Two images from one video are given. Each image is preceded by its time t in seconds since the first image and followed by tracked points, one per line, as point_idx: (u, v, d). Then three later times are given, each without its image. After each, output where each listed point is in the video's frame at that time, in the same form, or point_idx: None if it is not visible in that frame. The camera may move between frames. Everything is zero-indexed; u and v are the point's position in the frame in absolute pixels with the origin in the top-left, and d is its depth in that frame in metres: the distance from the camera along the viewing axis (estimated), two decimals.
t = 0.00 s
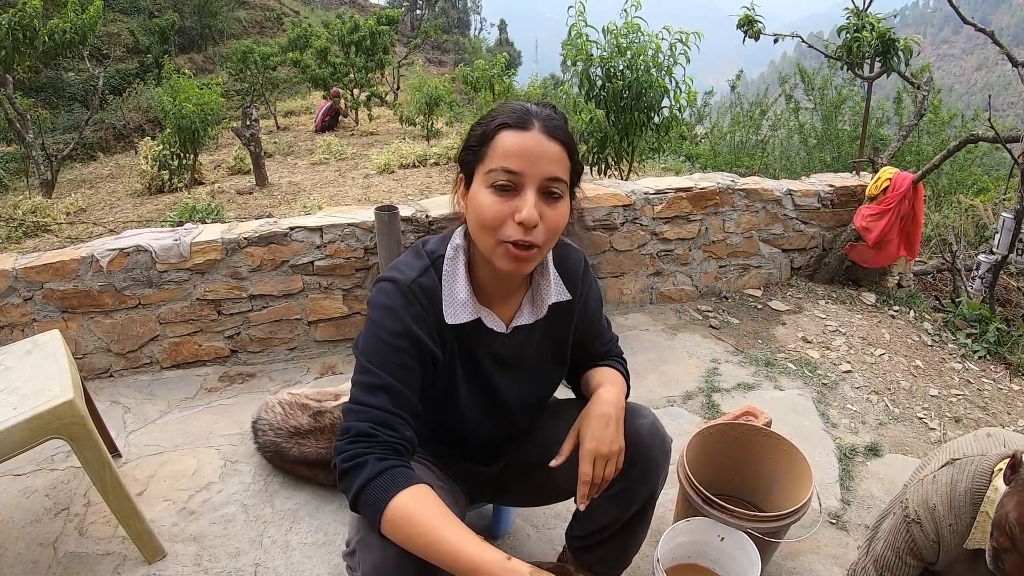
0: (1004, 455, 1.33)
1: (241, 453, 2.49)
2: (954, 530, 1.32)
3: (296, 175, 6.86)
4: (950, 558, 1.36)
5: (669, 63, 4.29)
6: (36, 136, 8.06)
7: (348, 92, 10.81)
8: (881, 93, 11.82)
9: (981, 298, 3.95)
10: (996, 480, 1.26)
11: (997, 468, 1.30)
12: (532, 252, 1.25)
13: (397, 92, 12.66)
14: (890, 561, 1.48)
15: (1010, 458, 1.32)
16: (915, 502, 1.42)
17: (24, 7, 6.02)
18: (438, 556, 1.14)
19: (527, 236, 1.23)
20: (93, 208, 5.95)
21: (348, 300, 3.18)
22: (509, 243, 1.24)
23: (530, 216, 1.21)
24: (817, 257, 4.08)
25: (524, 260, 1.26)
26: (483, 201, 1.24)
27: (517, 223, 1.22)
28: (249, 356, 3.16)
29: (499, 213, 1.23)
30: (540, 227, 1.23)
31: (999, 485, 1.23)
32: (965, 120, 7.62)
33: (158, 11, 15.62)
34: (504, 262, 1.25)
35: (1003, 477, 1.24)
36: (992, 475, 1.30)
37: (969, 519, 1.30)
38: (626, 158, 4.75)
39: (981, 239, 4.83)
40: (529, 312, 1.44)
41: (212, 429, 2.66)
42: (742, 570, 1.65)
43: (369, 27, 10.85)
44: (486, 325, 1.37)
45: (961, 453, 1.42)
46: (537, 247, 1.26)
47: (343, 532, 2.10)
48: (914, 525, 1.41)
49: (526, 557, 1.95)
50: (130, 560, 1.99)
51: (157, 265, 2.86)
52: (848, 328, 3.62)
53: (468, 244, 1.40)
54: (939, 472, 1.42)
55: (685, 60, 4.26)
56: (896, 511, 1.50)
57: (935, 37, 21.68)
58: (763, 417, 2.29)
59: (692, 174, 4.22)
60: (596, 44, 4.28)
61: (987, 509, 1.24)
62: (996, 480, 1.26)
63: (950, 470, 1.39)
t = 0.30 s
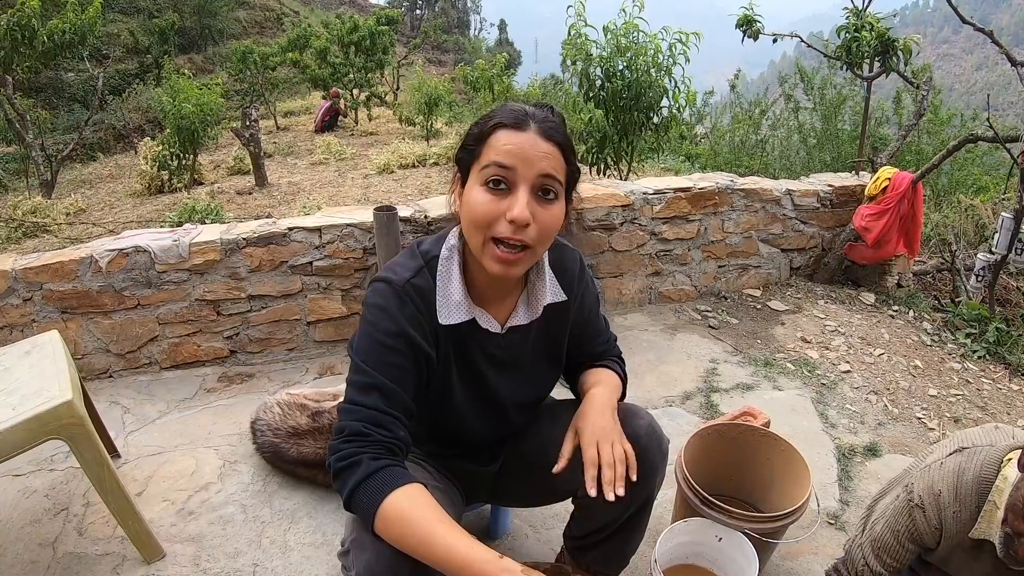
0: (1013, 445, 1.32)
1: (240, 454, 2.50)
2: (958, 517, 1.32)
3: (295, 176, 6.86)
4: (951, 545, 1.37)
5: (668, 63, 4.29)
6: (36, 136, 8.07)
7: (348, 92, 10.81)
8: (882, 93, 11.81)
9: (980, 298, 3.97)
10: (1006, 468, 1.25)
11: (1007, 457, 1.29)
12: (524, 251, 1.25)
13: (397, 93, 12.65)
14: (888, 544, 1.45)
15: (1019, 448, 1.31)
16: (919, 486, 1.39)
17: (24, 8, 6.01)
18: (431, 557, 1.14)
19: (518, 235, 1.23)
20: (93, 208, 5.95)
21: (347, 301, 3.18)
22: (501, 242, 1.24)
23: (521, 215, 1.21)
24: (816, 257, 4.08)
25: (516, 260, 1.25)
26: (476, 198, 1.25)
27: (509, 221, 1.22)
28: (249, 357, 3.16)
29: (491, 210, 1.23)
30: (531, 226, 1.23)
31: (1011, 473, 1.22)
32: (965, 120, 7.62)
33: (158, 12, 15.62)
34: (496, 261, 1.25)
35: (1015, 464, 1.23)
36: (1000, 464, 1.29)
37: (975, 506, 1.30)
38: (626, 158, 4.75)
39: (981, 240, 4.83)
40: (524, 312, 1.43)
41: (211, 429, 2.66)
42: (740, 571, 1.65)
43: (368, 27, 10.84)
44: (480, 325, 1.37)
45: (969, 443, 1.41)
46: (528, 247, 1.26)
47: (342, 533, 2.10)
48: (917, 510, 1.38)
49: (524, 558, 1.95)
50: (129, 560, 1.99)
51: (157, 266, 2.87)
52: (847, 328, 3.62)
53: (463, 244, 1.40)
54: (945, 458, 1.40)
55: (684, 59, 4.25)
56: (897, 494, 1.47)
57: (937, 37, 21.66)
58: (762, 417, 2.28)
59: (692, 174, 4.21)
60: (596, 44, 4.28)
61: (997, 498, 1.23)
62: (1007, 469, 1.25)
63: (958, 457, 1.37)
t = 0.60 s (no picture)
0: (1013, 452, 1.32)
1: (238, 456, 2.51)
2: (956, 524, 1.32)
3: (294, 177, 6.86)
4: (946, 551, 1.37)
5: (666, 65, 4.29)
6: (35, 138, 8.08)
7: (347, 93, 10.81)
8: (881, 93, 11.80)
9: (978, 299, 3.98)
10: (1007, 477, 1.25)
11: (1006, 465, 1.29)
12: (506, 260, 1.26)
13: (396, 93, 12.66)
14: (882, 544, 1.47)
15: (1019, 455, 1.31)
16: (916, 491, 1.40)
17: (22, 10, 6.01)
18: (422, 560, 1.15)
19: (498, 245, 1.24)
20: (92, 210, 5.96)
21: (344, 303, 3.19)
22: (482, 253, 1.26)
23: (498, 226, 1.22)
24: (814, 258, 4.08)
25: (499, 269, 1.27)
26: (457, 212, 1.27)
27: (487, 233, 1.24)
28: (246, 359, 3.17)
29: (470, 223, 1.25)
30: (510, 236, 1.24)
31: (1013, 481, 1.22)
32: (964, 120, 7.62)
33: (158, 13, 15.64)
34: (480, 270, 1.27)
35: (1017, 472, 1.23)
36: (1000, 472, 1.29)
37: (972, 513, 1.30)
38: (623, 159, 4.75)
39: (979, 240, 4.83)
40: (518, 318, 1.44)
41: (209, 431, 2.67)
42: (733, 574, 1.66)
43: (367, 28, 10.84)
44: (474, 330, 1.38)
45: (969, 447, 1.40)
46: (511, 255, 1.27)
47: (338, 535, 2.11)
48: (913, 514, 1.39)
49: (519, 560, 1.96)
50: (127, 562, 2.00)
51: (154, 268, 2.88)
52: (844, 329, 3.62)
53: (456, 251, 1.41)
54: (944, 463, 1.40)
55: (681, 61, 4.26)
56: (892, 496, 1.47)
57: (937, 36, 21.64)
58: (757, 420, 2.29)
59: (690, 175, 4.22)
60: (593, 45, 4.28)
61: (996, 506, 1.24)
62: (1008, 477, 1.25)
63: (957, 462, 1.37)
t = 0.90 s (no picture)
0: (1010, 462, 1.33)
1: (240, 457, 2.51)
2: (955, 536, 1.33)
3: (294, 178, 6.87)
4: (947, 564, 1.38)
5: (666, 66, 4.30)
6: (35, 138, 8.08)
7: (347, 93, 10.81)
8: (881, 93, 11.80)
9: (978, 300, 3.99)
10: (1003, 488, 1.26)
11: (1002, 476, 1.30)
12: (517, 265, 1.27)
13: (396, 93, 12.67)
14: (886, 562, 1.48)
15: (1014, 466, 1.31)
16: (914, 507, 1.42)
17: (23, 11, 6.01)
18: (426, 563, 1.16)
19: (510, 250, 1.25)
20: (92, 210, 5.96)
21: (345, 304, 3.20)
22: (494, 258, 1.26)
23: (510, 232, 1.23)
24: (814, 259, 4.09)
25: (510, 275, 1.28)
26: (467, 217, 1.28)
27: (499, 238, 1.24)
28: (248, 360, 3.17)
29: (482, 228, 1.26)
30: (522, 241, 1.25)
31: (1009, 492, 1.23)
32: (963, 120, 7.65)
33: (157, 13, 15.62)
34: (491, 275, 1.28)
35: (1012, 483, 1.24)
36: (996, 483, 1.30)
37: (971, 525, 1.31)
38: (624, 159, 4.76)
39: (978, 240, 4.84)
40: (521, 321, 1.45)
41: (211, 432, 2.68)
42: (734, 573, 1.67)
43: (367, 29, 10.84)
44: (478, 334, 1.38)
45: (965, 460, 1.41)
46: (521, 261, 1.28)
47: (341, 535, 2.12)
48: (914, 530, 1.41)
49: (521, 561, 1.97)
50: (130, 563, 2.01)
51: (156, 270, 2.88)
52: (844, 330, 3.64)
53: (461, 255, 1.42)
54: (940, 476, 1.41)
55: (682, 62, 4.27)
56: (893, 513, 1.49)
57: (936, 36, 21.67)
58: (757, 421, 2.29)
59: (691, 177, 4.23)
60: (594, 46, 4.29)
61: (993, 517, 1.24)
62: (1004, 488, 1.25)
63: (953, 475, 1.38)
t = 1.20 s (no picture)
0: (1009, 460, 1.33)
1: (238, 458, 2.51)
2: (955, 533, 1.33)
3: (294, 178, 6.87)
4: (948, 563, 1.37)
5: (665, 66, 4.30)
6: (35, 139, 8.09)
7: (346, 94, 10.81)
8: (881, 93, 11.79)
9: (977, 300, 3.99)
10: (1002, 485, 1.26)
11: (1001, 473, 1.30)
12: (513, 266, 1.28)
13: (396, 93, 12.67)
14: (884, 561, 1.45)
15: (1013, 463, 1.32)
16: (915, 503, 1.40)
17: (22, 12, 6.01)
18: (418, 564, 1.16)
19: (506, 252, 1.25)
20: (92, 211, 5.96)
21: (344, 305, 3.20)
22: (490, 260, 1.27)
23: (505, 233, 1.23)
24: (813, 259, 4.09)
25: (506, 276, 1.28)
26: (462, 219, 1.28)
27: (494, 240, 1.24)
28: (246, 361, 3.17)
29: (476, 231, 1.26)
30: (517, 243, 1.25)
31: (1008, 490, 1.23)
32: (963, 120, 7.65)
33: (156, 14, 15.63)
34: (487, 277, 1.28)
35: (1011, 481, 1.24)
36: (996, 480, 1.30)
37: (971, 523, 1.30)
38: (623, 159, 4.76)
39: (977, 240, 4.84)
40: (517, 322, 1.45)
41: (210, 433, 2.68)
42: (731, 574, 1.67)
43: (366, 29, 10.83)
44: (473, 334, 1.38)
45: (964, 456, 1.42)
46: (517, 262, 1.28)
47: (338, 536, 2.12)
48: (915, 526, 1.39)
49: (518, 561, 1.97)
50: (128, 563, 2.01)
51: (154, 270, 2.88)
52: (843, 330, 3.63)
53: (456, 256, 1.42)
54: (941, 474, 1.41)
55: (681, 62, 4.27)
56: (893, 510, 1.47)
57: (937, 36, 21.66)
58: (755, 421, 2.29)
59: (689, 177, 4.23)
60: (593, 47, 4.29)
61: (993, 513, 1.24)
62: (1003, 485, 1.25)
63: (953, 471, 1.39)
